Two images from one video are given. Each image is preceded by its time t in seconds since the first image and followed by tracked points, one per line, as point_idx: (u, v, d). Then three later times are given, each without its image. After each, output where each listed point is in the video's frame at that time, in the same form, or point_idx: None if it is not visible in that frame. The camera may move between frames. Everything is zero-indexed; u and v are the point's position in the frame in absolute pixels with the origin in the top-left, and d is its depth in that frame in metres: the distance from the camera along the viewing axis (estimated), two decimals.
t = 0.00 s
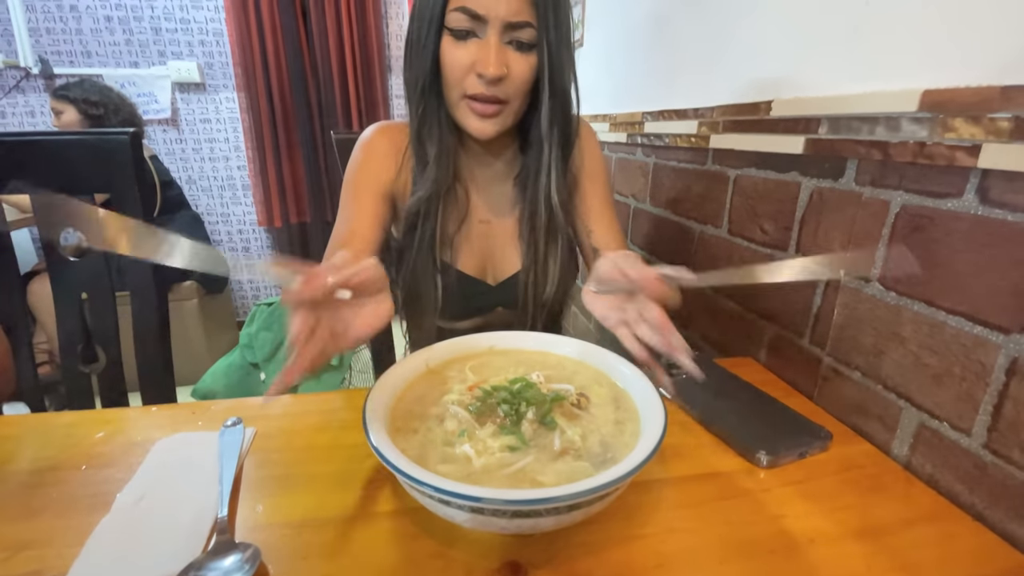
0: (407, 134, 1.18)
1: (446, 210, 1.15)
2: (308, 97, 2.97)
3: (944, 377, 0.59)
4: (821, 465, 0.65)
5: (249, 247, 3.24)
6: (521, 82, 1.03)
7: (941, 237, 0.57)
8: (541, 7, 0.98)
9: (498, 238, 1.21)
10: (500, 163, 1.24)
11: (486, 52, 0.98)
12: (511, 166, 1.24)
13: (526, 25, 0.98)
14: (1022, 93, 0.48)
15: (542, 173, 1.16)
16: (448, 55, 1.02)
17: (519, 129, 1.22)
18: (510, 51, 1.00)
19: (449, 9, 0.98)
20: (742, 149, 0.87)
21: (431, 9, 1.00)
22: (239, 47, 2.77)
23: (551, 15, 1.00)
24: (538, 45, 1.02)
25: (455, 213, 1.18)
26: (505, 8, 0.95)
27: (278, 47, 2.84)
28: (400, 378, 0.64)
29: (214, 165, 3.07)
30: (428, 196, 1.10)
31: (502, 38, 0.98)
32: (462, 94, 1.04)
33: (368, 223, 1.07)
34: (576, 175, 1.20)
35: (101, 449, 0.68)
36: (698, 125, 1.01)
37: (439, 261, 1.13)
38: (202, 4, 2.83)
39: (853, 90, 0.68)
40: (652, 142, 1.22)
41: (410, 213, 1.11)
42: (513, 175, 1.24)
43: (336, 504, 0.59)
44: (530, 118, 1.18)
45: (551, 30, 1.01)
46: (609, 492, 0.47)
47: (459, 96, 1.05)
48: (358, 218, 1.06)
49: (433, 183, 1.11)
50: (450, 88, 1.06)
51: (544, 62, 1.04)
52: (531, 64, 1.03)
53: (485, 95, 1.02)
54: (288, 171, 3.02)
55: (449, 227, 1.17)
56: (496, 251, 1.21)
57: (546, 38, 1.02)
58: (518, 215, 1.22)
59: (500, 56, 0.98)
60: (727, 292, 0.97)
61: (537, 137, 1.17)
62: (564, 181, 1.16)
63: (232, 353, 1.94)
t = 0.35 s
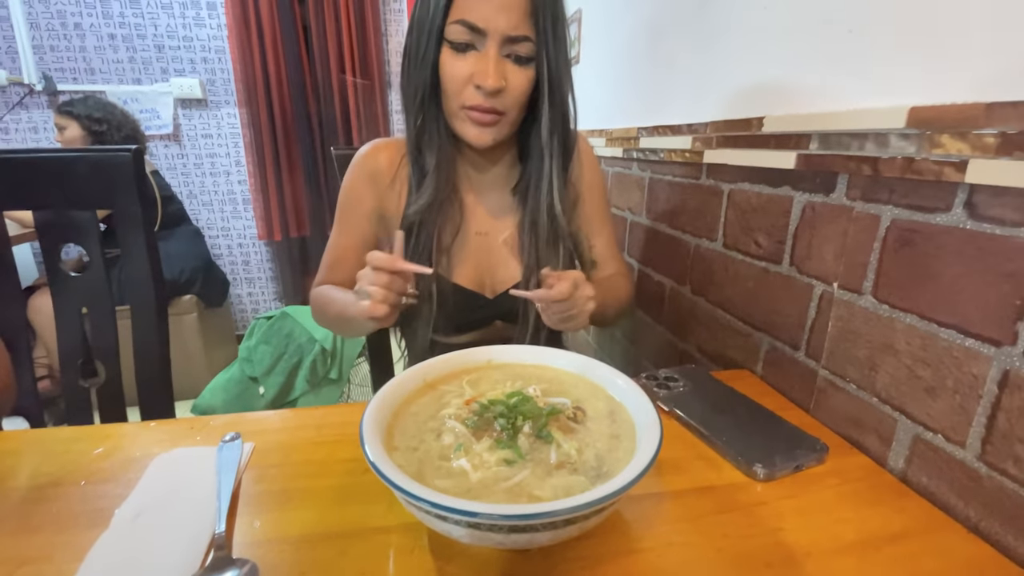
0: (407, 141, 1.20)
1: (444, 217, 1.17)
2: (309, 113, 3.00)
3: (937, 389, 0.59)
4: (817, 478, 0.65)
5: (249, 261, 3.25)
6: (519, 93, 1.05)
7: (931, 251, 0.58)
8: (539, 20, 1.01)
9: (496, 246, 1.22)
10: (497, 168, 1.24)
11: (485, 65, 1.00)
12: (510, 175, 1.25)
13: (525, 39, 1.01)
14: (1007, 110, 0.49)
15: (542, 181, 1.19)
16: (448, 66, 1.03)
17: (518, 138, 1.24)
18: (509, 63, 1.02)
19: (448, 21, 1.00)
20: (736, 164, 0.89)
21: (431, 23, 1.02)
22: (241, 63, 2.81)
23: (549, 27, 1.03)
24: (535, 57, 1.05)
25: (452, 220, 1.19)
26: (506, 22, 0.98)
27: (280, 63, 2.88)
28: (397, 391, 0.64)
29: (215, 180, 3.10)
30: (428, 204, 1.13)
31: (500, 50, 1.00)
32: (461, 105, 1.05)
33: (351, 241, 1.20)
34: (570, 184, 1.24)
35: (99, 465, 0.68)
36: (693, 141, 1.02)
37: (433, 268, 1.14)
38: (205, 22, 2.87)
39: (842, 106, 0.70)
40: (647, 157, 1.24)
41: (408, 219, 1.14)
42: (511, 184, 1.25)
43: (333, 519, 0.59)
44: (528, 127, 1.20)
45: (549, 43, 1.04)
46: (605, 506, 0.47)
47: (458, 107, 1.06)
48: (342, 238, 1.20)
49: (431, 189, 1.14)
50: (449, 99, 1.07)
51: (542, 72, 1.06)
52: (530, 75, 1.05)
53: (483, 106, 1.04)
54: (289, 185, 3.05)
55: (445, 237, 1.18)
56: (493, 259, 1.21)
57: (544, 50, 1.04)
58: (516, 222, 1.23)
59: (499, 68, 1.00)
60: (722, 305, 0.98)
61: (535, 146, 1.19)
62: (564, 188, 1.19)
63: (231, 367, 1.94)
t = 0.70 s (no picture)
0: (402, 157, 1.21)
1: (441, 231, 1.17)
2: (309, 127, 3.02)
3: (934, 399, 0.59)
4: (815, 489, 0.64)
5: (248, 273, 3.26)
6: (514, 105, 1.06)
7: (924, 260, 0.58)
8: (530, 33, 1.04)
9: (492, 260, 1.21)
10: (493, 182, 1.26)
11: (480, 76, 1.02)
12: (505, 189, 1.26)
13: (517, 51, 1.04)
14: (995, 121, 0.50)
15: (535, 192, 1.19)
16: (443, 80, 1.05)
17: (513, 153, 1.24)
18: (503, 74, 1.04)
19: (442, 36, 1.03)
20: (731, 175, 0.89)
21: (426, 38, 1.04)
22: (242, 78, 2.84)
23: (539, 41, 1.06)
24: (528, 69, 1.07)
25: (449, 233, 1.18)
26: (499, 35, 1.01)
27: (281, 77, 2.91)
28: (391, 402, 0.64)
29: (215, 193, 3.11)
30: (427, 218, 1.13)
31: (494, 62, 1.03)
32: (457, 118, 1.06)
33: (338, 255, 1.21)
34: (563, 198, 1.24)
35: (92, 478, 0.68)
36: (688, 152, 1.03)
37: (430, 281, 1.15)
38: (207, 38, 2.90)
39: (834, 118, 0.70)
40: (643, 169, 1.24)
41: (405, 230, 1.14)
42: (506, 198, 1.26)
43: (326, 533, 0.58)
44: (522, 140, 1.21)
45: (541, 56, 1.06)
46: (600, 518, 0.46)
47: (454, 120, 1.07)
48: (330, 248, 1.20)
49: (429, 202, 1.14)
50: (445, 112, 1.07)
51: (535, 86, 1.08)
52: (524, 86, 1.07)
53: (481, 118, 1.05)
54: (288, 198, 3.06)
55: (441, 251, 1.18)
56: (491, 272, 1.20)
57: (535, 62, 1.07)
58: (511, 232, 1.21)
59: (494, 80, 1.02)
60: (719, 315, 0.98)
61: (528, 159, 1.20)
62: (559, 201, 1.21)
63: (229, 380, 1.94)
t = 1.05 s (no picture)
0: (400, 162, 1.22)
1: (434, 233, 1.18)
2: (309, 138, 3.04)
3: (932, 408, 0.59)
4: (815, 500, 0.64)
5: (247, 283, 3.26)
6: (506, 117, 1.07)
7: (920, 270, 0.59)
8: (529, 49, 1.05)
9: (484, 265, 1.22)
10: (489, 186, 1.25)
11: (473, 87, 1.03)
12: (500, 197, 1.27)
13: (512, 65, 1.04)
14: (986, 131, 0.50)
15: (531, 202, 1.20)
16: (439, 87, 1.06)
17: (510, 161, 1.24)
18: (497, 89, 1.05)
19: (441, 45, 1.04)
20: (727, 186, 0.90)
21: (427, 47, 1.06)
22: (243, 89, 2.86)
23: (537, 56, 1.07)
24: (523, 84, 1.07)
25: (441, 236, 1.19)
26: (494, 48, 1.02)
27: (282, 89, 2.93)
28: (389, 413, 0.64)
29: (215, 203, 3.12)
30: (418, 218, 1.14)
31: (489, 75, 1.03)
32: (449, 125, 1.07)
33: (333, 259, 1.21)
34: (563, 209, 1.24)
35: (88, 489, 0.68)
36: (685, 163, 1.04)
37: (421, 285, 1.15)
38: (209, 50, 2.93)
39: (830, 129, 0.71)
40: (641, 179, 1.25)
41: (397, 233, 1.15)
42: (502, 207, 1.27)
43: (323, 545, 0.58)
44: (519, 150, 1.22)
45: (538, 71, 1.07)
46: (597, 528, 0.46)
47: (446, 126, 1.08)
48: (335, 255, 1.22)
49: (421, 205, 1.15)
50: (439, 118, 1.09)
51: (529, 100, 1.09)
52: (517, 101, 1.08)
53: (472, 127, 1.05)
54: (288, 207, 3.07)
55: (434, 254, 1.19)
56: (482, 276, 1.22)
57: (531, 76, 1.07)
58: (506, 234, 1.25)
59: (487, 91, 1.03)
60: (717, 324, 0.98)
61: (525, 169, 1.21)
62: (556, 212, 1.21)
63: (227, 391, 1.93)
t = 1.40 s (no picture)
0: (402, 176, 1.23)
1: (439, 239, 1.21)
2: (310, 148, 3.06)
3: (930, 417, 0.59)
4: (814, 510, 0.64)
5: (247, 292, 3.27)
6: (503, 128, 1.09)
7: (915, 279, 0.59)
8: (520, 63, 1.07)
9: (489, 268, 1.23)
10: (490, 196, 1.26)
11: (471, 101, 1.05)
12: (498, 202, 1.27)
13: (506, 78, 1.06)
14: (978, 143, 0.51)
15: (523, 205, 1.22)
16: (439, 103, 1.08)
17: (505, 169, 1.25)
18: (494, 102, 1.07)
19: (440, 61, 1.05)
20: (724, 196, 0.91)
21: (425, 63, 1.07)
22: (245, 100, 2.88)
23: (529, 70, 1.08)
24: (519, 98, 1.09)
25: (447, 241, 1.22)
26: (490, 63, 1.04)
27: (283, 100, 2.95)
28: (387, 423, 0.64)
29: (216, 213, 3.13)
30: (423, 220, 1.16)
31: (486, 88, 1.06)
32: (450, 137, 1.09)
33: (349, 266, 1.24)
34: (555, 214, 1.26)
35: (85, 499, 0.68)
36: (682, 174, 1.05)
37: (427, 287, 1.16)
38: (212, 62, 2.96)
39: (824, 140, 0.72)
40: (639, 190, 1.26)
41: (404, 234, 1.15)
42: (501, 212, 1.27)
43: (320, 556, 0.58)
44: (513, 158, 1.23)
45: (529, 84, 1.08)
46: (596, 539, 0.46)
47: (447, 138, 1.10)
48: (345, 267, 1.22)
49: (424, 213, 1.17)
50: (439, 131, 1.11)
51: (525, 113, 1.10)
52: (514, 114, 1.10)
53: (471, 138, 1.08)
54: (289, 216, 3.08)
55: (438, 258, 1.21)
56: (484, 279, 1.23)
57: (526, 89, 1.08)
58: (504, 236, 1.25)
59: (484, 104, 1.05)
60: (716, 333, 0.99)
61: (517, 176, 1.21)
62: (546, 213, 1.23)
63: (225, 400, 1.93)
